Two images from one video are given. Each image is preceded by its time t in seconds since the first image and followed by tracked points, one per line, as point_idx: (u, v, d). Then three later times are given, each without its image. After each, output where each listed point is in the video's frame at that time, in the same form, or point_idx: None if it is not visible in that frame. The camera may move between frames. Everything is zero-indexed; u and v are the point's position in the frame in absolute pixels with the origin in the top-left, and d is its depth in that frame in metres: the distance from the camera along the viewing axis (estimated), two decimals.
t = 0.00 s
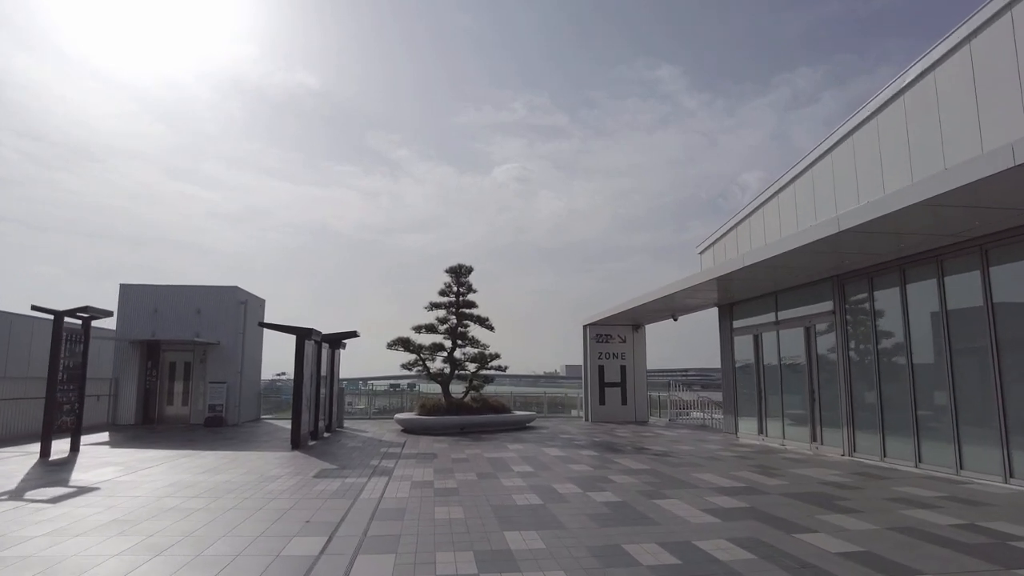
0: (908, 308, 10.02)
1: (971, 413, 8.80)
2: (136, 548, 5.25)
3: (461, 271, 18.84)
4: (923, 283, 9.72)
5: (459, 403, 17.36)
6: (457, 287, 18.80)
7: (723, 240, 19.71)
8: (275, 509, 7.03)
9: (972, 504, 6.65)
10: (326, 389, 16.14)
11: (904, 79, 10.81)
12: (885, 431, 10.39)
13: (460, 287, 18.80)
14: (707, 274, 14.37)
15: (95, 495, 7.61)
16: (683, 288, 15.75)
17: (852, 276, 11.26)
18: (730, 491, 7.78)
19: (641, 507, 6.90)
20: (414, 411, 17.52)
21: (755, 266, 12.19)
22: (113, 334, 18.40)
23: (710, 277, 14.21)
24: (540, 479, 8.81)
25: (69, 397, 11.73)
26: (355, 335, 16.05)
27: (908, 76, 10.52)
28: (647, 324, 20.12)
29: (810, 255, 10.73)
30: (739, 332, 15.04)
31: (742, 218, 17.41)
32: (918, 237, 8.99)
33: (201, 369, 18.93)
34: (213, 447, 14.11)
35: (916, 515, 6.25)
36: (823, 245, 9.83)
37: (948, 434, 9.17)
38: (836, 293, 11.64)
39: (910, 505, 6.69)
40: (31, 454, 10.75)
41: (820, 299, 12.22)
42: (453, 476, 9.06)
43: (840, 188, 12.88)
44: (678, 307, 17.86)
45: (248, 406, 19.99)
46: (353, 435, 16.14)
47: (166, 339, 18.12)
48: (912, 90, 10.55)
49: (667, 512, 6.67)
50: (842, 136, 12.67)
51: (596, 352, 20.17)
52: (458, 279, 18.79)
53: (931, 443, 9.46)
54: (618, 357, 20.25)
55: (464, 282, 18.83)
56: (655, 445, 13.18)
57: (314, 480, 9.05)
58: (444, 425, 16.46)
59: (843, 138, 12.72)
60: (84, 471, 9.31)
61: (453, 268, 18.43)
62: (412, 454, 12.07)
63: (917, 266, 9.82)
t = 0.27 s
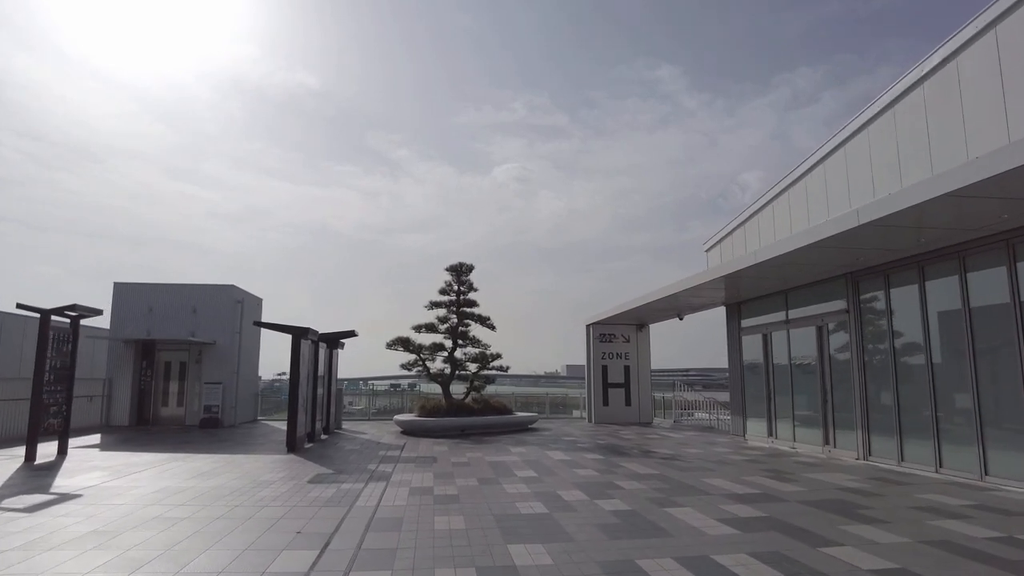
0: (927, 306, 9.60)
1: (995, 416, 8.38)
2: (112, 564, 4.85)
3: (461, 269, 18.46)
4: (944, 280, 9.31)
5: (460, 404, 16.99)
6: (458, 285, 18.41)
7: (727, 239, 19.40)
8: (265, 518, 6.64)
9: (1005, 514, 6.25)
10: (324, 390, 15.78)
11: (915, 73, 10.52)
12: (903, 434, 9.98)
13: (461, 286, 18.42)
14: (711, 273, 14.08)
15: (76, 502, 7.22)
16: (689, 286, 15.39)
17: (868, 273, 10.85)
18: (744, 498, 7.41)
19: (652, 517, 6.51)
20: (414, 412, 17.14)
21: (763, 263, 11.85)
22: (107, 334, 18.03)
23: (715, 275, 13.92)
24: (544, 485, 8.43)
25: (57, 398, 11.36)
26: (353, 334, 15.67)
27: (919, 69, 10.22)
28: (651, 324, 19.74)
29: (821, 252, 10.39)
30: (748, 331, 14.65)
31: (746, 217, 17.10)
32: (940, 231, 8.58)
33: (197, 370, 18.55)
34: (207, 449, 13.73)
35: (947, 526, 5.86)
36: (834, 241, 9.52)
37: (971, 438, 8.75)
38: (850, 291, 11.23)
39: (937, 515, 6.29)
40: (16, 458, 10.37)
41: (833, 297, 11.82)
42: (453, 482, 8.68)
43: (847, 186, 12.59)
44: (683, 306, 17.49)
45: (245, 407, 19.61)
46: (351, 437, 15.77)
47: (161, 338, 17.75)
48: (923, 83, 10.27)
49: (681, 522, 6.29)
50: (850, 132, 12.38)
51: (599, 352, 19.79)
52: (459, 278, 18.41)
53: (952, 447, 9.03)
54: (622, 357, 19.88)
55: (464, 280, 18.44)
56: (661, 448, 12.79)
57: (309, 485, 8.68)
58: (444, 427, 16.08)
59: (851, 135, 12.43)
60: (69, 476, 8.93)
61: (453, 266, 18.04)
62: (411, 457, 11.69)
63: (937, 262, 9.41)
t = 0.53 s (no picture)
0: (946, 302, 9.22)
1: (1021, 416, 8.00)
2: None
3: (461, 266, 18.09)
4: (964, 275, 8.93)
5: (461, 404, 16.62)
6: (458, 283, 18.04)
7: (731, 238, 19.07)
8: (253, 524, 6.27)
9: None
10: (321, 389, 15.43)
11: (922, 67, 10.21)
12: (920, 435, 9.61)
13: (461, 284, 18.06)
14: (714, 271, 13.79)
15: (56, 507, 6.86)
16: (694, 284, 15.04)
17: (882, 268, 10.48)
18: (758, 502, 7.05)
19: (662, 523, 6.15)
20: (413, 412, 16.79)
21: (770, 259, 11.52)
22: (100, 332, 17.69)
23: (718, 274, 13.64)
24: (548, 488, 8.06)
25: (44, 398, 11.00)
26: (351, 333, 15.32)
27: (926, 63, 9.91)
28: (655, 322, 19.36)
29: (831, 247, 10.06)
30: (756, 329, 14.29)
31: (750, 215, 16.79)
32: (960, 223, 8.20)
33: (192, 369, 18.21)
34: (201, 450, 13.38)
35: (978, 533, 5.50)
36: (843, 237, 9.21)
37: (994, 440, 8.37)
38: (863, 287, 10.85)
39: (966, 521, 5.92)
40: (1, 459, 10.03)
41: (845, 294, 11.44)
42: (453, 485, 8.32)
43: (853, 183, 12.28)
44: (688, 304, 17.12)
45: (241, 407, 19.27)
46: (349, 438, 15.41)
47: (155, 337, 17.40)
48: (934, 74, 9.90)
49: (694, 528, 5.92)
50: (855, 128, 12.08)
51: (603, 351, 19.42)
52: (459, 275, 18.05)
53: (974, 449, 8.66)
54: (625, 357, 19.51)
55: (465, 278, 18.07)
56: (668, 449, 12.42)
57: (302, 488, 8.32)
58: (444, 427, 15.72)
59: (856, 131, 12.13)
60: (52, 479, 8.57)
61: (453, 263, 17.68)
62: (409, 458, 11.34)
63: (957, 256, 9.02)
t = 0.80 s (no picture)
0: (967, 301, 8.79)
1: None
2: None
3: (462, 265, 17.70)
4: (987, 272, 8.50)
5: (461, 406, 16.23)
6: (458, 282, 17.65)
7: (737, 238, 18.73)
8: (238, 538, 5.89)
9: None
10: (318, 392, 15.04)
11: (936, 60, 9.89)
12: (940, 440, 9.19)
13: (461, 283, 17.66)
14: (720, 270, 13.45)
15: (30, 519, 6.47)
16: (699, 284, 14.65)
17: (898, 266, 10.06)
18: (774, 513, 6.65)
19: (675, 537, 5.75)
20: (412, 415, 16.40)
21: (779, 258, 11.14)
22: (92, 333, 17.30)
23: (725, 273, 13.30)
24: (552, 497, 7.66)
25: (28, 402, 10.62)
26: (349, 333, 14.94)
27: (939, 55, 9.59)
28: (659, 322, 18.97)
29: (844, 244, 9.68)
30: (765, 329, 13.88)
31: (756, 214, 16.46)
32: (984, 218, 7.77)
33: (186, 370, 17.82)
34: (194, 455, 13.00)
35: (1016, 549, 5.11)
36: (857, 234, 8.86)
37: (1021, 446, 7.94)
38: (879, 285, 10.43)
39: (1001, 535, 5.53)
40: None
41: (859, 292, 11.03)
42: (451, 493, 7.92)
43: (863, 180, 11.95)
44: (693, 303, 16.71)
45: (237, 409, 18.88)
46: (347, 442, 15.02)
47: (149, 338, 17.02)
48: (954, 65, 9.49)
49: (709, 543, 5.53)
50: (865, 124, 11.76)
51: (606, 352, 19.03)
52: (459, 275, 17.65)
53: (1000, 456, 8.24)
54: (629, 357, 19.11)
55: (465, 277, 17.68)
56: (675, 454, 12.02)
57: (293, 497, 7.91)
58: (444, 431, 15.33)
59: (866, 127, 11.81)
60: (32, 487, 8.18)
61: (453, 262, 17.30)
62: (407, 463, 10.94)
63: (980, 252, 8.59)
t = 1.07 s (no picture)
0: (992, 294, 8.38)
1: None
2: None
3: (464, 261, 17.35)
4: (1015, 263, 8.08)
5: (463, 405, 15.88)
6: (461, 278, 17.30)
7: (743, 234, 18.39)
8: (227, 543, 5.53)
9: None
10: (317, 390, 14.72)
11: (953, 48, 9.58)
12: (964, 440, 8.78)
13: (464, 280, 17.31)
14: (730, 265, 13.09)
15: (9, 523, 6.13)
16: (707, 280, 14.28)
17: (918, 258, 9.65)
18: (796, 517, 6.28)
19: (692, 543, 5.39)
20: (413, 414, 16.06)
21: (791, 251, 10.78)
22: (89, 331, 17.00)
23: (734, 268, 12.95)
24: (559, 499, 7.30)
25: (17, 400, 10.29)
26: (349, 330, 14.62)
27: (955, 43, 9.32)
28: (666, 319, 18.59)
29: (860, 236, 9.31)
30: (776, 325, 13.49)
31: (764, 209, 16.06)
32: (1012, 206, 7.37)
33: (184, 369, 17.50)
34: (189, 454, 12.67)
35: None
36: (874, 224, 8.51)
37: None
38: (897, 279, 10.03)
39: None
40: None
41: (875, 287, 10.63)
42: (454, 496, 7.56)
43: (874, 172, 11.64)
44: (701, 300, 16.34)
45: (236, 408, 18.55)
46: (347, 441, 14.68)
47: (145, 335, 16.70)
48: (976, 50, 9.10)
49: (729, 550, 5.16)
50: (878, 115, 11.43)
51: (611, 350, 18.66)
52: (462, 271, 17.29)
53: None
54: (635, 355, 18.74)
55: (468, 273, 17.33)
56: (684, 454, 11.64)
57: (288, 499, 7.56)
58: (446, 430, 14.97)
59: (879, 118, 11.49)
60: (16, 489, 7.85)
61: (456, 258, 16.95)
62: (408, 464, 10.59)
63: (1006, 243, 8.18)
